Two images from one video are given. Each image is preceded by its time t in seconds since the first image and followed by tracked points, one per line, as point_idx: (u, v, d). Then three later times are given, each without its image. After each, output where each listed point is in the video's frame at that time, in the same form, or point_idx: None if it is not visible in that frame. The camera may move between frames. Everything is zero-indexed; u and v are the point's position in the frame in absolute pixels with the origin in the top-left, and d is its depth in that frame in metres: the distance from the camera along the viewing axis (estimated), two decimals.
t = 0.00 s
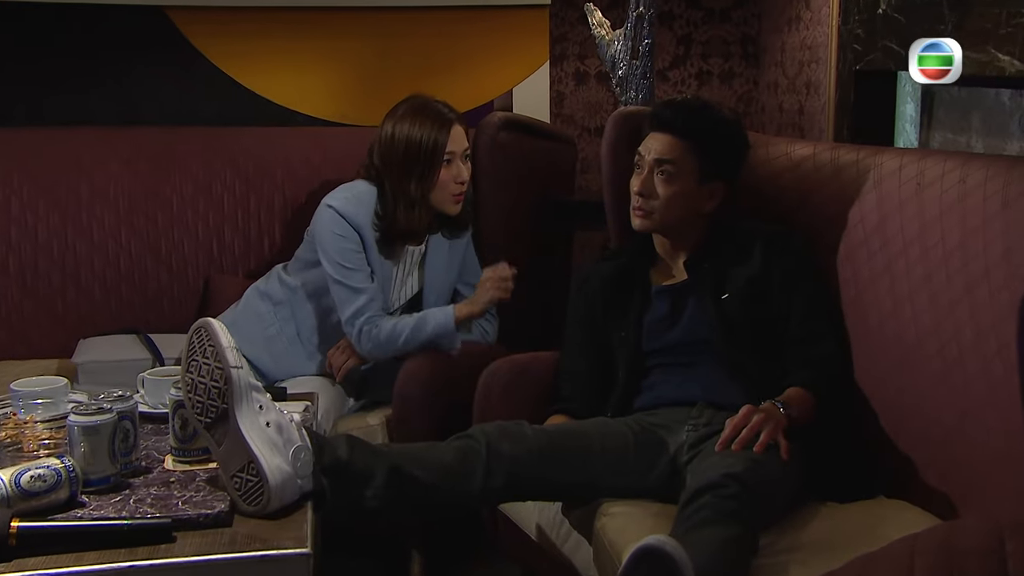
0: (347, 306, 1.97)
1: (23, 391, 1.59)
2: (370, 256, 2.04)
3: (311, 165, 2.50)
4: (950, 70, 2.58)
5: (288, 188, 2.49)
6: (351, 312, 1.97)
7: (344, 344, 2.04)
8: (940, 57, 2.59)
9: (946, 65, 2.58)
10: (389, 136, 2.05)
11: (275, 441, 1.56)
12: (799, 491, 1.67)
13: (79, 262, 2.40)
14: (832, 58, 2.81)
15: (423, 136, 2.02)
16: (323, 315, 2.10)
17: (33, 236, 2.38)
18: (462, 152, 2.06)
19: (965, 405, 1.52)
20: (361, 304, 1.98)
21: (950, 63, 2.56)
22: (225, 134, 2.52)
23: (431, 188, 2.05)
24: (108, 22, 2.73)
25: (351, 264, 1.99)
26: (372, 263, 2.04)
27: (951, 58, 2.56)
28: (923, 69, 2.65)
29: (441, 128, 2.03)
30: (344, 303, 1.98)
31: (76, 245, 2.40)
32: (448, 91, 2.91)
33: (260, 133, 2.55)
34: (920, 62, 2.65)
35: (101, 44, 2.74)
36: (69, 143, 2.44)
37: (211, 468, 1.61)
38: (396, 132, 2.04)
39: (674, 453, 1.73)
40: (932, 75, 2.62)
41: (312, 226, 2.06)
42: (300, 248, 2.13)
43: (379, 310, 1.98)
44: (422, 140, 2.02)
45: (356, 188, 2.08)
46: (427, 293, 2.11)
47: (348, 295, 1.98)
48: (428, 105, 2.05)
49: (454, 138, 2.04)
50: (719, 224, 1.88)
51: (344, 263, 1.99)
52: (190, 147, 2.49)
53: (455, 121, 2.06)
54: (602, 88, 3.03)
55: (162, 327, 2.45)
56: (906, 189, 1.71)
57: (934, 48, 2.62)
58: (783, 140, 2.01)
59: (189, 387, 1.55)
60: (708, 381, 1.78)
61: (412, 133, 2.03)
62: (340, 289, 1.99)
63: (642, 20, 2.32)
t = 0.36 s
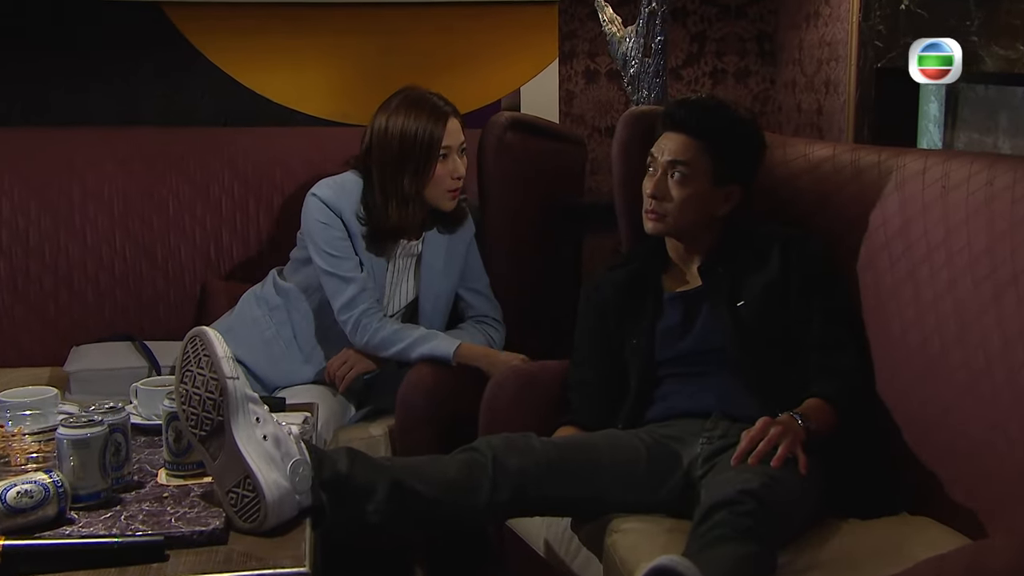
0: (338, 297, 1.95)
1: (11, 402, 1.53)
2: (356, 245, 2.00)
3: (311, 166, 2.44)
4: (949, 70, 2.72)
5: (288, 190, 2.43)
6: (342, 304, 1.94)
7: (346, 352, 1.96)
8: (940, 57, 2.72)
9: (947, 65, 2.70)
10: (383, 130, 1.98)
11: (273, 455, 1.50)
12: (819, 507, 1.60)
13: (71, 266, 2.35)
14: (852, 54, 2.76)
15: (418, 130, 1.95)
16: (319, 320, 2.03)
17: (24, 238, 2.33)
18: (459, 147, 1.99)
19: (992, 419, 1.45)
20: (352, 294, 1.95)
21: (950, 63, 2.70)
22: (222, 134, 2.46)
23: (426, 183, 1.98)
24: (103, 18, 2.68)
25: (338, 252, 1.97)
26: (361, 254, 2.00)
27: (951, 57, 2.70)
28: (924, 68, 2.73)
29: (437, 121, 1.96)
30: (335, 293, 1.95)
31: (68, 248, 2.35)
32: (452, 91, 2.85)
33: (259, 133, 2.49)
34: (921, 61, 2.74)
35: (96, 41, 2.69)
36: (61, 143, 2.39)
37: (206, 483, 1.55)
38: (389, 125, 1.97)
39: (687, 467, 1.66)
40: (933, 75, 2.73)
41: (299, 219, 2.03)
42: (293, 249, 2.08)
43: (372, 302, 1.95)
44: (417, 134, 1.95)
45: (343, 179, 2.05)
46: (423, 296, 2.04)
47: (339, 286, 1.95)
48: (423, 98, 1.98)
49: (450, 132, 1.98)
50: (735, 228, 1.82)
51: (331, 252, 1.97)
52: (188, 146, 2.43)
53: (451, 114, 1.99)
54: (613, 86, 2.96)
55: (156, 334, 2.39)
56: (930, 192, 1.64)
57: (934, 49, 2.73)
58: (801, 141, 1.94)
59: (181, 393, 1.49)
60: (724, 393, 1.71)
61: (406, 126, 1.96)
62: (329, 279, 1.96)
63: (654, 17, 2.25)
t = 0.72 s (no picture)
0: (339, 307, 1.87)
1: None
2: (359, 253, 1.92)
3: (313, 170, 2.39)
4: (948, 70, 2.78)
5: (287, 193, 2.38)
6: (344, 315, 1.86)
7: (346, 362, 1.89)
8: (939, 58, 2.77)
9: (946, 66, 2.76)
10: (387, 134, 1.92)
11: (269, 471, 1.44)
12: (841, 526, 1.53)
13: (64, 271, 2.28)
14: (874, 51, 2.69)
15: (424, 134, 1.89)
16: (318, 328, 1.97)
17: (14, 242, 2.26)
18: (467, 152, 1.93)
19: None
20: (355, 305, 1.87)
21: (949, 63, 2.78)
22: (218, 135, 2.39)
23: (433, 190, 1.92)
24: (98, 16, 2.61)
25: (341, 261, 1.89)
26: (364, 264, 1.92)
27: (950, 57, 2.78)
28: (925, 68, 2.76)
29: (444, 125, 1.90)
30: (337, 304, 1.87)
31: (58, 252, 2.28)
32: (458, 90, 2.77)
33: (250, 131, 2.45)
34: (921, 61, 2.76)
35: (88, 37, 2.62)
36: (54, 143, 2.33)
37: (199, 500, 1.49)
38: (394, 129, 1.91)
39: (702, 483, 1.59)
40: (932, 74, 2.77)
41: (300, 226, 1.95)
42: (293, 256, 2.01)
43: (376, 313, 1.88)
44: (423, 139, 1.89)
45: (346, 185, 1.97)
46: (429, 304, 1.96)
47: (341, 296, 1.87)
48: (430, 101, 1.91)
49: (457, 136, 1.91)
50: (752, 233, 1.74)
51: (333, 260, 1.88)
52: (184, 147, 2.38)
53: (458, 118, 1.93)
54: (624, 86, 2.80)
55: (150, 342, 2.33)
56: (957, 197, 1.57)
57: (934, 49, 2.76)
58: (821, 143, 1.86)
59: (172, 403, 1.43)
60: (740, 406, 1.64)
61: (412, 130, 1.90)
62: (331, 289, 1.88)
63: (667, 13, 2.18)
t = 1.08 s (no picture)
0: (359, 331, 1.76)
1: None
2: (377, 274, 1.83)
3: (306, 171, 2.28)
4: (948, 70, 2.64)
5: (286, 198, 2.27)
6: (365, 337, 1.75)
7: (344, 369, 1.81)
8: (939, 57, 2.60)
9: (946, 65, 2.61)
10: (399, 146, 1.83)
11: (262, 487, 1.37)
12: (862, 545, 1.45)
13: (49, 279, 2.20)
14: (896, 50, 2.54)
15: (438, 144, 1.81)
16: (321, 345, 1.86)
17: None
18: (481, 160, 1.85)
19: None
20: (375, 327, 1.76)
21: (949, 64, 2.63)
22: (212, 135, 2.31)
23: (449, 202, 1.84)
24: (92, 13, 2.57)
25: (360, 285, 1.78)
26: (382, 284, 1.83)
27: (949, 57, 2.62)
28: (924, 68, 2.59)
29: (458, 135, 1.82)
30: (357, 328, 1.77)
31: (46, 258, 2.20)
32: (461, 90, 2.68)
33: (244, 132, 2.34)
34: (921, 60, 2.59)
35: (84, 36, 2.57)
36: (40, 145, 2.24)
37: (190, 519, 1.42)
38: (407, 140, 1.82)
39: (716, 500, 1.52)
40: (932, 75, 2.61)
41: (310, 245, 1.85)
42: (296, 270, 1.90)
43: (397, 334, 1.76)
44: (437, 149, 1.81)
45: (359, 203, 1.87)
46: (442, 315, 1.91)
47: (361, 319, 1.77)
48: (444, 110, 1.84)
49: (472, 145, 1.84)
50: (768, 238, 1.67)
51: (352, 283, 1.78)
52: (176, 149, 2.28)
53: (473, 127, 1.85)
54: (635, 85, 2.73)
55: (141, 353, 2.23)
56: (983, 203, 1.49)
57: (934, 48, 2.60)
58: (841, 145, 1.79)
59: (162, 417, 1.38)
60: (754, 419, 1.57)
61: (425, 140, 1.81)
62: (350, 312, 1.77)
63: (679, 10, 2.11)
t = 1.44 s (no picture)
0: (362, 339, 1.68)
1: None
2: (379, 280, 1.74)
3: (300, 172, 2.21)
4: (948, 70, 2.66)
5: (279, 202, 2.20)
6: (368, 345, 1.68)
7: (341, 377, 1.73)
8: (939, 58, 2.62)
9: (946, 65, 2.63)
10: (398, 146, 1.74)
11: (252, 505, 1.31)
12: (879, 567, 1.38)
13: (33, 285, 2.14)
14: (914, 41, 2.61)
15: (440, 146, 1.72)
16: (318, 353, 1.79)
17: None
18: (485, 163, 1.77)
19: None
20: (379, 335, 1.68)
21: (948, 63, 2.64)
22: (202, 138, 2.24)
23: (451, 207, 1.75)
24: (82, 10, 2.50)
25: (360, 289, 1.71)
26: (383, 290, 1.75)
27: (949, 57, 2.63)
28: (927, 68, 2.62)
29: (460, 136, 1.73)
30: (359, 336, 1.69)
31: (29, 265, 2.14)
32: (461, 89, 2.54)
33: (236, 133, 2.26)
34: (921, 60, 2.62)
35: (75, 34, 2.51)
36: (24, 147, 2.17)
37: (177, 537, 1.36)
38: (407, 140, 1.73)
39: (727, 517, 1.45)
40: (932, 75, 2.63)
41: (307, 248, 1.76)
42: (293, 276, 1.82)
43: (401, 343, 1.69)
44: (439, 151, 1.72)
45: (358, 206, 1.78)
46: (442, 321, 1.80)
47: (364, 325, 1.69)
48: (447, 108, 1.75)
49: (476, 146, 1.75)
50: (781, 241, 1.61)
51: (354, 288, 1.70)
52: (164, 150, 2.21)
53: (477, 128, 1.76)
54: (642, 83, 2.65)
55: (129, 362, 2.17)
56: (1009, 207, 1.39)
57: (934, 49, 2.62)
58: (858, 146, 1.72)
59: (148, 431, 1.32)
60: (768, 433, 1.51)
61: (427, 141, 1.72)
62: (352, 319, 1.69)
63: (689, 4, 2.05)
